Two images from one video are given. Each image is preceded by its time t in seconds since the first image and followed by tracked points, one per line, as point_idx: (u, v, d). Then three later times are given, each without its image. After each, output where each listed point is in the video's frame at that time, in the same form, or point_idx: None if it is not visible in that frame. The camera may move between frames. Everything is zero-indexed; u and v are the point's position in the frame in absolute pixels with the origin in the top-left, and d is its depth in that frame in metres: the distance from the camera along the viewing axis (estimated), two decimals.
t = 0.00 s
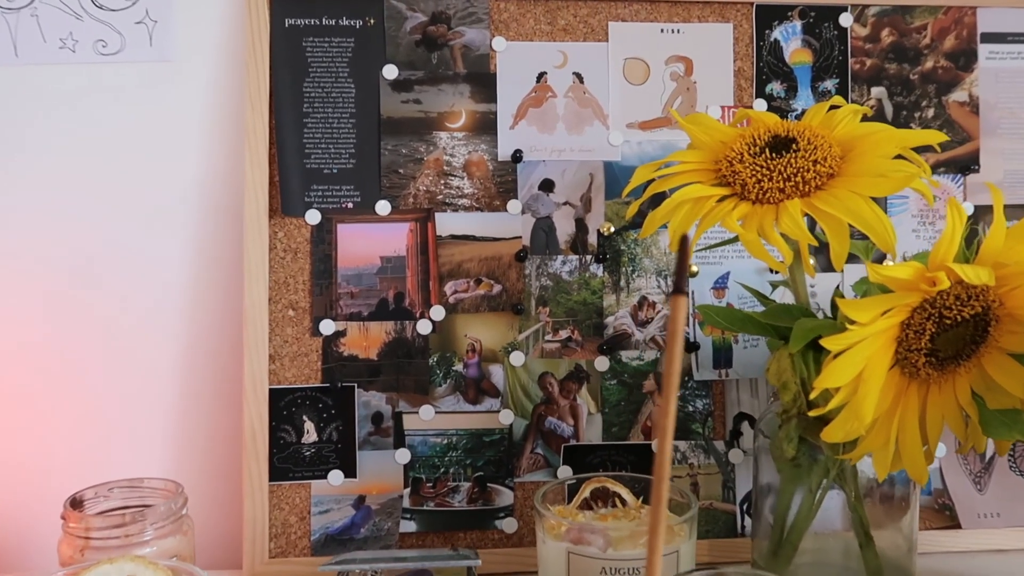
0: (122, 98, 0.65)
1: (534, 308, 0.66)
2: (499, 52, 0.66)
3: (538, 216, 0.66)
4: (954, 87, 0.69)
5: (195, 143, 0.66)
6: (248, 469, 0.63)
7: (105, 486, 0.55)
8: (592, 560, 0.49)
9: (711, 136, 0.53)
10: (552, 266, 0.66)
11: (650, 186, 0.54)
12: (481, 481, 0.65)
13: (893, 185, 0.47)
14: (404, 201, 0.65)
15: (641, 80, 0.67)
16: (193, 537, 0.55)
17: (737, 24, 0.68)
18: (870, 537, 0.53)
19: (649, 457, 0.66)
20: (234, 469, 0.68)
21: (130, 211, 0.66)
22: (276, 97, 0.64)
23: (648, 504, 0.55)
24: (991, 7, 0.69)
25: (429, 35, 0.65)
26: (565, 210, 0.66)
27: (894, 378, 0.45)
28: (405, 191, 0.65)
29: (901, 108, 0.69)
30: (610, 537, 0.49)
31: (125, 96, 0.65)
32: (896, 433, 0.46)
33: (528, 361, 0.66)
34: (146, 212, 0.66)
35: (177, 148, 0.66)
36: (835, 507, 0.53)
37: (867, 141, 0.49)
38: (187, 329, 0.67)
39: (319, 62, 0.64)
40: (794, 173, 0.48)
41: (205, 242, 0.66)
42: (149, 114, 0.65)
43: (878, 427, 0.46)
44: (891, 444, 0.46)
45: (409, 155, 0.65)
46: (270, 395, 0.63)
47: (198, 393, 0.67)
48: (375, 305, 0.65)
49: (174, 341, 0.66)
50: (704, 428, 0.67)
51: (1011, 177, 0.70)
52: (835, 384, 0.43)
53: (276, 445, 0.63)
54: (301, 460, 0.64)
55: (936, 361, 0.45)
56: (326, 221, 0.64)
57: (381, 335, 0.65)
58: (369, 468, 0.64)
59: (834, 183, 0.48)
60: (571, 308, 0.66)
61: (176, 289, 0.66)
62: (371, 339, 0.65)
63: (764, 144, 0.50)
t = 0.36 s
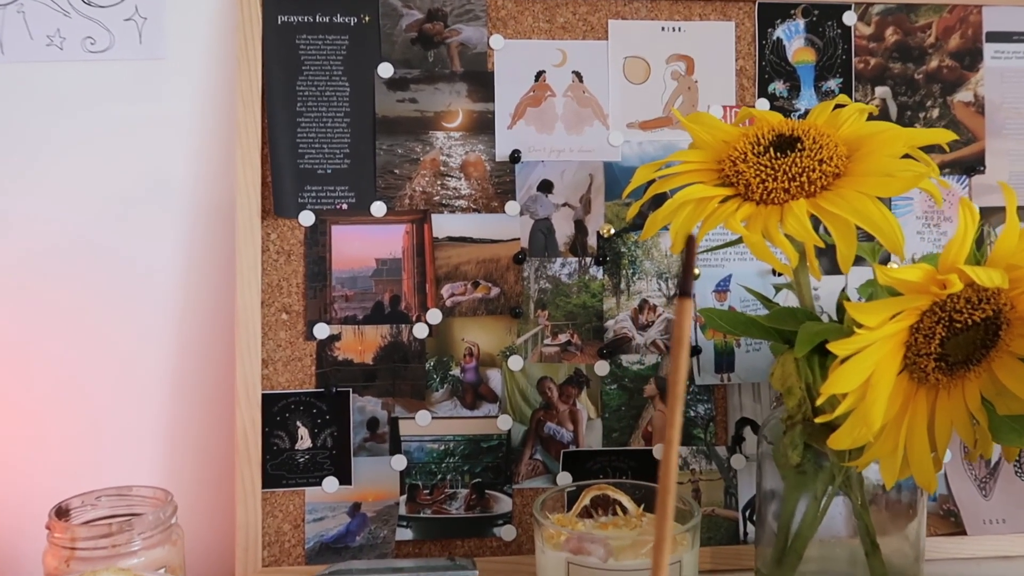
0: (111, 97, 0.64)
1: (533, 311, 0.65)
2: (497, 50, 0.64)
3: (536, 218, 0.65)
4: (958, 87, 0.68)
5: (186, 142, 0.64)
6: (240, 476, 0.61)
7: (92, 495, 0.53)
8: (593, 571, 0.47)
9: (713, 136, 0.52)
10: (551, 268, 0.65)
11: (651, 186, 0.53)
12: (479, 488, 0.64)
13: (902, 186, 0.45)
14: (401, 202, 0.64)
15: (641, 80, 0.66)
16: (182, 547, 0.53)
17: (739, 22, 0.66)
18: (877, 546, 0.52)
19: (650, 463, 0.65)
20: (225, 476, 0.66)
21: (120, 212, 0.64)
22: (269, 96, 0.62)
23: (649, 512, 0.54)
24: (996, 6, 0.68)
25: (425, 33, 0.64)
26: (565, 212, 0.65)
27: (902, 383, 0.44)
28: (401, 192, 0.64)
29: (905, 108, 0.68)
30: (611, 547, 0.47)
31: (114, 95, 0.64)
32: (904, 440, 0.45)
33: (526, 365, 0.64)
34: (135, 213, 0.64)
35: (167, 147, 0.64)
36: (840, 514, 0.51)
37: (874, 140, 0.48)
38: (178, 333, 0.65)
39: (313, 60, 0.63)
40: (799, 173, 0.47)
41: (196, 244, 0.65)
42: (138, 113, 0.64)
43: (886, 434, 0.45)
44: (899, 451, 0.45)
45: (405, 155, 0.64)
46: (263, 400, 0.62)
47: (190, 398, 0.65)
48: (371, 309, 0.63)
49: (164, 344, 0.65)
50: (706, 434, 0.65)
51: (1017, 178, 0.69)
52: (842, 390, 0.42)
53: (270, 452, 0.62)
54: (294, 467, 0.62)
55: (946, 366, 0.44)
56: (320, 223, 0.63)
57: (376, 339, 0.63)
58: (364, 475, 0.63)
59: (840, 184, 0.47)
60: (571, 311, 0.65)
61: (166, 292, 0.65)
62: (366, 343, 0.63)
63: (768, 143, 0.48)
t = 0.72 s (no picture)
0: (108, 98, 0.63)
1: (534, 315, 0.64)
2: (498, 50, 0.64)
3: (538, 220, 0.64)
4: (964, 88, 0.67)
5: (183, 144, 0.64)
6: (238, 482, 0.61)
7: (89, 502, 0.53)
8: None
9: (717, 138, 0.51)
10: (553, 271, 0.64)
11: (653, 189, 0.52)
12: (480, 493, 0.63)
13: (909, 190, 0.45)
14: (401, 204, 0.63)
15: (644, 80, 0.65)
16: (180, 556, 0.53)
17: (743, 23, 0.66)
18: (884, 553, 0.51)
19: (653, 468, 0.64)
20: (223, 481, 0.66)
21: (117, 215, 0.63)
22: (267, 97, 0.62)
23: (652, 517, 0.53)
24: (1001, 6, 0.67)
25: (425, 33, 0.63)
26: (567, 214, 0.64)
27: (909, 390, 0.43)
28: (401, 194, 0.63)
29: (910, 109, 0.67)
30: (615, 556, 0.46)
31: (110, 96, 0.63)
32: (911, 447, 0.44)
33: (528, 369, 0.64)
34: (133, 215, 0.63)
35: (164, 149, 0.63)
36: (845, 521, 0.51)
37: (880, 143, 0.47)
38: (176, 338, 0.64)
39: (311, 61, 0.62)
40: (805, 176, 0.46)
41: (194, 246, 0.64)
42: (135, 115, 0.63)
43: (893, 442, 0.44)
44: (906, 458, 0.44)
45: (405, 157, 0.63)
46: (262, 405, 0.61)
47: (188, 404, 0.65)
48: (371, 312, 0.63)
49: (161, 349, 0.64)
50: (710, 438, 0.65)
51: (1022, 179, 0.68)
52: (849, 397, 0.41)
53: (269, 457, 0.61)
54: (294, 473, 0.62)
55: (953, 372, 0.43)
56: (319, 225, 0.62)
57: (376, 343, 0.63)
58: (364, 480, 0.62)
59: (845, 188, 0.46)
60: (573, 314, 0.64)
61: (164, 295, 0.64)
62: (366, 347, 0.63)
63: (772, 146, 0.48)
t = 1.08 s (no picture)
0: (117, 101, 0.63)
1: (546, 319, 0.64)
2: (509, 53, 0.63)
3: (549, 224, 0.64)
4: (975, 91, 0.67)
5: (193, 148, 0.63)
6: (249, 487, 0.60)
7: (100, 507, 0.52)
8: None
9: (732, 142, 0.51)
10: (564, 275, 0.64)
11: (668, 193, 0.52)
12: (491, 498, 0.63)
13: (927, 195, 0.44)
14: (412, 208, 0.63)
15: (655, 83, 0.65)
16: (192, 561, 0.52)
17: (754, 26, 0.66)
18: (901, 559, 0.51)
19: (664, 473, 0.64)
20: (233, 486, 0.65)
21: (127, 218, 0.63)
22: (277, 100, 0.61)
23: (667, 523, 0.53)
24: (1013, 9, 0.67)
25: (436, 36, 0.63)
26: (578, 217, 0.64)
27: (928, 395, 0.43)
28: (412, 197, 0.63)
29: (922, 113, 0.67)
30: (632, 562, 0.46)
31: (119, 99, 0.63)
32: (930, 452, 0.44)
33: (539, 374, 0.63)
34: (142, 219, 0.63)
35: (174, 152, 0.63)
36: (862, 527, 0.50)
37: (897, 147, 0.47)
38: (185, 342, 0.64)
39: (322, 64, 0.62)
40: (822, 180, 0.45)
41: (203, 250, 0.64)
42: (144, 118, 0.63)
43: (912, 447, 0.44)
44: (925, 464, 0.44)
45: (416, 160, 0.63)
46: (272, 410, 0.61)
47: (197, 408, 0.64)
48: (381, 316, 0.62)
49: (171, 353, 0.64)
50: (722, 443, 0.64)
51: None
52: (869, 403, 0.41)
53: (279, 462, 0.61)
54: (304, 477, 0.61)
55: (973, 378, 0.43)
56: (330, 229, 0.62)
57: (387, 347, 0.62)
58: (375, 485, 0.62)
59: (863, 191, 0.46)
60: (584, 318, 0.64)
61: (173, 299, 0.64)
62: (376, 351, 0.62)
63: (788, 150, 0.47)
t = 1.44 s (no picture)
0: (137, 105, 0.63)
1: (565, 323, 0.64)
2: (529, 57, 0.63)
3: (568, 228, 0.64)
4: (995, 95, 0.67)
5: (212, 152, 0.63)
6: (269, 490, 0.60)
7: (123, 512, 0.52)
8: None
9: (755, 147, 0.51)
10: (583, 279, 0.64)
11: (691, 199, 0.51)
12: (511, 502, 0.63)
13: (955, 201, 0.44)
14: (431, 212, 0.63)
15: (674, 87, 0.65)
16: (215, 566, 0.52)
17: (773, 29, 0.65)
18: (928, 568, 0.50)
19: (684, 478, 0.64)
20: (252, 490, 0.65)
21: (146, 222, 0.63)
22: (297, 104, 0.61)
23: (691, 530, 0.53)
24: None
25: (455, 39, 0.63)
26: (597, 221, 0.64)
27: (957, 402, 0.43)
28: (431, 201, 0.63)
29: (942, 116, 0.67)
30: (660, 567, 0.46)
31: (139, 103, 0.63)
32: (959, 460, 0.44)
33: (558, 378, 0.63)
34: (161, 223, 0.63)
35: (192, 156, 0.63)
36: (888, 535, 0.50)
37: (923, 152, 0.47)
38: (204, 346, 0.64)
39: (342, 68, 0.62)
40: (849, 186, 0.45)
41: (222, 254, 0.64)
42: (164, 122, 0.63)
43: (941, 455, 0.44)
44: (954, 471, 0.44)
45: (435, 164, 0.63)
46: (292, 414, 0.61)
47: (216, 412, 0.64)
48: (401, 320, 0.62)
49: (189, 357, 0.64)
50: (741, 447, 0.64)
51: None
52: (900, 411, 0.41)
53: (299, 466, 0.61)
54: (324, 481, 0.61)
55: (1006, 385, 0.42)
56: (349, 233, 0.62)
57: (407, 351, 0.62)
58: (394, 490, 0.62)
59: (890, 198, 0.46)
60: (604, 322, 0.64)
61: (191, 303, 0.64)
62: (396, 355, 0.62)
63: (814, 156, 0.47)
